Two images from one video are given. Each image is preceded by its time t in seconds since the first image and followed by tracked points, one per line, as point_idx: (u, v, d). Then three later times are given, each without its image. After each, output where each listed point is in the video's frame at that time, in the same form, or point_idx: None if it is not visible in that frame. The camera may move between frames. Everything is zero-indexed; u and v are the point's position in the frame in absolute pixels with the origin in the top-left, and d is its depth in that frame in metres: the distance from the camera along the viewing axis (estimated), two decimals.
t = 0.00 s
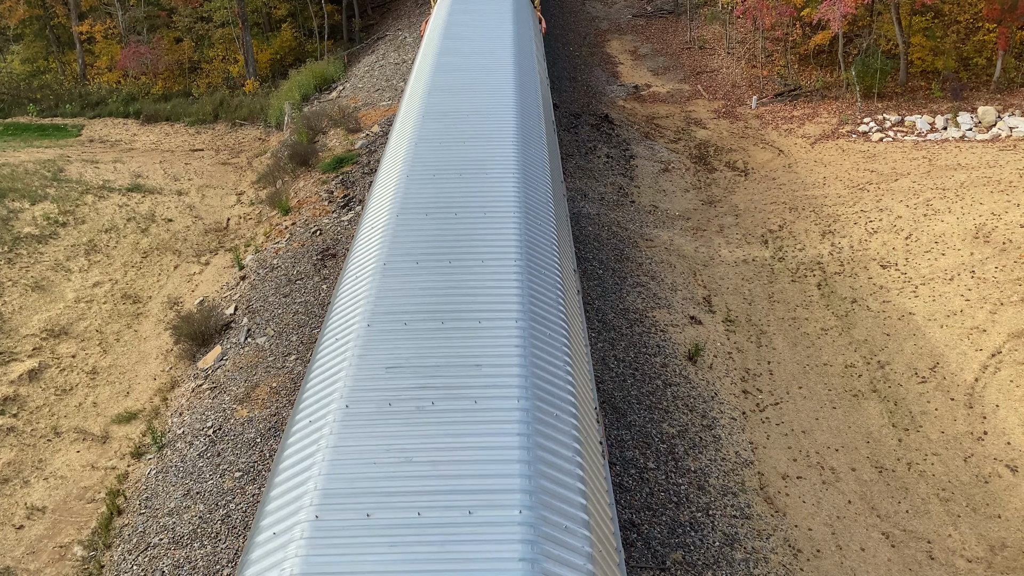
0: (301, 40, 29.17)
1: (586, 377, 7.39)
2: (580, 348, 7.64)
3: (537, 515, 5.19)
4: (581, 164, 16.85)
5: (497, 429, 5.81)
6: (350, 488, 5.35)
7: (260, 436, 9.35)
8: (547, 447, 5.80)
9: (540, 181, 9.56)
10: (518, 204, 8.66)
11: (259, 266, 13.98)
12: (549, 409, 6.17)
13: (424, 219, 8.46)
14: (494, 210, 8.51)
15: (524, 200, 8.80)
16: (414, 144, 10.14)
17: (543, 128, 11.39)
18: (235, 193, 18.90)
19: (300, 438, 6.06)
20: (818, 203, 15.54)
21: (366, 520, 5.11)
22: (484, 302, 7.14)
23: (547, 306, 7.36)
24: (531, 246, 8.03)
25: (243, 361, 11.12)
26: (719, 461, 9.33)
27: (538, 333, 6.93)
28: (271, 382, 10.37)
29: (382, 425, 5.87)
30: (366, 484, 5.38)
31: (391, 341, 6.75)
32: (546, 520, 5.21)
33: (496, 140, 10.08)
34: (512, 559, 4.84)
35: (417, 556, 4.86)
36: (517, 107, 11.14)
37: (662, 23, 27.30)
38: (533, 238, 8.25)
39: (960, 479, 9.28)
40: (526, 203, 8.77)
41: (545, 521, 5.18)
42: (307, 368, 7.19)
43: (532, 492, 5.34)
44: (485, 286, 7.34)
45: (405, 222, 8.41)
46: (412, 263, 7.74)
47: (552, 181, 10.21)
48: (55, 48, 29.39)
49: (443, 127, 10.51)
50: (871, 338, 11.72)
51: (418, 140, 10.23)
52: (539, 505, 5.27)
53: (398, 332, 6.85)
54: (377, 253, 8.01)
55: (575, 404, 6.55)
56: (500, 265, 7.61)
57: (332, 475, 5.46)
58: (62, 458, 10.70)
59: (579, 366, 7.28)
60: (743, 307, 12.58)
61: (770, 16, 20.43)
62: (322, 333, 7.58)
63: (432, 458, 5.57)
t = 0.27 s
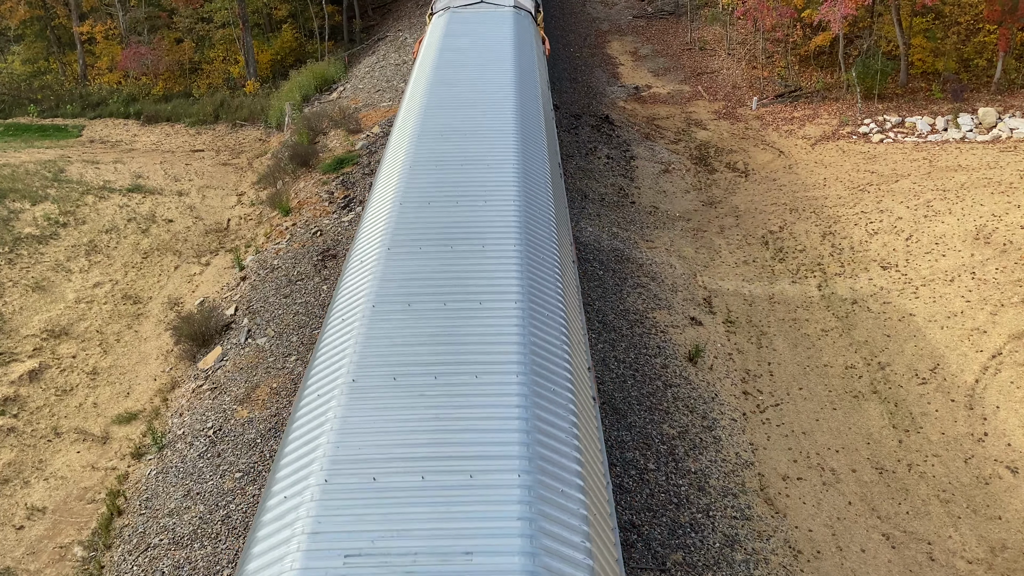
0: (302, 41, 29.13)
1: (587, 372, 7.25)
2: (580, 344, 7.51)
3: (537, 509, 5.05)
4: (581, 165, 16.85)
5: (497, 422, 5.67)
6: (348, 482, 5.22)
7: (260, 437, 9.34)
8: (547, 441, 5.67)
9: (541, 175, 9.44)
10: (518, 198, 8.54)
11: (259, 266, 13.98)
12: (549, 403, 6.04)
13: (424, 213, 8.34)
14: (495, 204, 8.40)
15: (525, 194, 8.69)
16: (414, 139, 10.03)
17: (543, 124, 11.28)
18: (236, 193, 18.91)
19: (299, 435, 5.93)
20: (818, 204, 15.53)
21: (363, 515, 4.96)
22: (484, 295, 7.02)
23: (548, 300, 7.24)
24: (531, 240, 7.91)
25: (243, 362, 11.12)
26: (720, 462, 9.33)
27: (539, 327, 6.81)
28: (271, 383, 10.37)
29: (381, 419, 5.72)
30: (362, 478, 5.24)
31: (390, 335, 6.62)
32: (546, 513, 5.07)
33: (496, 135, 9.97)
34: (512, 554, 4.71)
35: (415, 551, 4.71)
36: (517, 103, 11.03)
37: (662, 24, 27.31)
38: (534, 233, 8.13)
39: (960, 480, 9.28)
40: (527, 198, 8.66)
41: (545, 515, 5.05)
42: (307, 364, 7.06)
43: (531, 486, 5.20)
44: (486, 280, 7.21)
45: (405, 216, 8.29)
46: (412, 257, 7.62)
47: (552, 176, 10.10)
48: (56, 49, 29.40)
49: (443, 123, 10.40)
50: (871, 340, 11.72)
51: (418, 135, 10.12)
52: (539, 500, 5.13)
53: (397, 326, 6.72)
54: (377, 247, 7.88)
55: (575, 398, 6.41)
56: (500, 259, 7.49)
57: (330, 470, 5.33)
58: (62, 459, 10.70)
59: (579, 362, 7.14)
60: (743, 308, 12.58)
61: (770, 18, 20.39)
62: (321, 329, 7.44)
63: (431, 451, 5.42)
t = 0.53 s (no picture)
0: (303, 42, 29.14)
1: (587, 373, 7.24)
2: (581, 344, 7.51)
3: (538, 510, 5.05)
4: (582, 167, 16.86)
5: (497, 425, 5.67)
6: (349, 484, 5.21)
7: (260, 438, 9.35)
8: (549, 442, 5.67)
9: (541, 176, 9.45)
10: (518, 199, 8.55)
11: (260, 267, 13.99)
12: (550, 403, 6.04)
13: (425, 213, 8.35)
14: (495, 204, 8.41)
15: (525, 194, 8.70)
16: (415, 140, 10.05)
17: (544, 126, 11.29)
18: (236, 194, 18.92)
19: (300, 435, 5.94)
20: (819, 206, 15.54)
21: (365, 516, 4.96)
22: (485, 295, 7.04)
23: (548, 300, 7.25)
24: (531, 240, 7.92)
25: (244, 362, 11.12)
26: (720, 463, 9.32)
27: (540, 326, 6.81)
28: (272, 384, 10.38)
29: (382, 422, 5.71)
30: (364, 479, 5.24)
31: (392, 335, 6.62)
32: (547, 514, 5.07)
33: (497, 136, 9.98)
34: (513, 554, 4.71)
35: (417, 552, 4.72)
36: (518, 104, 11.04)
37: (663, 25, 27.33)
38: (534, 232, 8.13)
39: (960, 482, 9.28)
40: (527, 198, 8.68)
41: (547, 516, 5.05)
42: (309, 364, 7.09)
43: (532, 487, 5.19)
44: (486, 280, 7.22)
45: (407, 216, 8.31)
46: (413, 257, 7.63)
47: (553, 176, 10.11)
48: (57, 49, 29.44)
49: (445, 124, 10.42)
50: (872, 341, 11.72)
51: (420, 136, 10.15)
52: (540, 500, 5.13)
53: (398, 326, 6.74)
54: (378, 247, 7.90)
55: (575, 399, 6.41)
56: (501, 259, 7.50)
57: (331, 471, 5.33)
58: (62, 459, 10.70)
59: (580, 363, 7.13)
60: (743, 309, 12.57)
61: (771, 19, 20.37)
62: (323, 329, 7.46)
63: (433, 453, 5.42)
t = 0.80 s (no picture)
0: (303, 43, 29.14)
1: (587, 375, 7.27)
2: (580, 346, 7.54)
3: (537, 519, 5.06)
4: (582, 167, 16.87)
5: (497, 432, 5.67)
6: (348, 492, 5.21)
7: (260, 439, 9.35)
8: (548, 446, 5.70)
9: (542, 177, 9.47)
10: (518, 202, 8.54)
11: (260, 268, 13.99)
12: (550, 407, 6.07)
13: (426, 214, 8.39)
14: (496, 206, 8.45)
15: (525, 195, 8.73)
16: (416, 141, 10.07)
17: (545, 128, 11.29)
18: (237, 195, 18.92)
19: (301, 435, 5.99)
20: (820, 207, 15.54)
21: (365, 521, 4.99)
22: (485, 296, 7.07)
23: (548, 302, 7.28)
24: (531, 242, 7.95)
25: (244, 363, 11.11)
26: (721, 465, 9.31)
27: (539, 328, 6.84)
28: (272, 385, 10.37)
29: (381, 430, 5.71)
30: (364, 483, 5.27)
31: (393, 336, 6.67)
32: (546, 520, 5.10)
33: (498, 137, 9.99)
34: (513, 561, 4.72)
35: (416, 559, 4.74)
36: (519, 105, 11.05)
37: (664, 26, 27.34)
38: (535, 234, 8.17)
39: (961, 483, 9.27)
40: (527, 199, 8.71)
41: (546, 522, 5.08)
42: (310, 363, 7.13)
43: (532, 493, 5.20)
44: (486, 281, 7.25)
45: (407, 217, 8.34)
46: (414, 257, 7.67)
47: (553, 177, 10.13)
48: (58, 50, 29.43)
49: (446, 124, 10.43)
50: (873, 342, 11.72)
51: (421, 137, 10.16)
52: (540, 507, 5.15)
53: (399, 326, 6.78)
54: (379, 248, 7.93)
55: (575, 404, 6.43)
56: (501, 260, 7.54)
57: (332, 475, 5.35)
58: (63, 460, 10.71)
59: (580, 368, 7.13)
60: (744, 310, 12.57)
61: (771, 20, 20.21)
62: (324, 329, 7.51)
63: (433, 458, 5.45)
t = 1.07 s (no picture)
0: (305, 43, 29.16)
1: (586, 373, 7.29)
2: (580, 345, 7.56)
3: (537, 517, 5.08)
4: (583, 168, 16.87)
5: (498, 432, 5.68)
6: (349, 490, 5.23)
7: (261, 439, 9.35)
8: (548, 445, 5.72)
9: (542, 177, 9.50)
10: (518, 201, 8.56)
11: (261, 269, 13.99)
12: (550, 406, 6.09)
13: (427, 213, 8.43)
14: (497, 205, 8.50)
15: (525, 194, 8.75)
16: (418, 140, 10.10)
17: (547, 127, 11.30)
18: (238, 195, 18.93)
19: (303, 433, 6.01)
20: (821, 208, 15.53)
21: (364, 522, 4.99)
22: (487, 294, 7.11)
23: (548, 300, 7.33)
24: (532, 240, 8.00)
25: (245, 364, 11.11)
26: (721, 466, 9.31)
27: (540, 326, 6.89)
28: (273, 386, 10.37)
29: (382, 428, 5.73)
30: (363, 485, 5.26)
31: (396, 333, 6.69)
32: (545, 520, 5.10)
33: (499, 138, 10.03)
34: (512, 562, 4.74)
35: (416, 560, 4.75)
36: (520, 105, 11.03)
37: (664, 27, 27.34)
38: (535, 232, 8.21)
39: (962, 484, 9.27)
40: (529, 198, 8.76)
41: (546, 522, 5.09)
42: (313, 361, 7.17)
43: (532, 493, 5.22)
44: (487, 279, 7.29)
45: (408, 216, 8.38)
46: (415, 255, 7.70)
47: (554, 178, 10.15)
48: (59, 50, 29.44)
49: (447, 124, 10.46)
50: (873, 343, 11.71)
51: (422, 136, 10.19)
52: (539, 507, 5.16)
53: (400, 323, 6.81)
54: (381, 246, 7.96)
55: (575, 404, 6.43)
56: (502, 259, 7.58)
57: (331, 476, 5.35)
58: (63, 461, 10.70)
59: (579, 367, 7.16)
60: (745, 311, 12.57)
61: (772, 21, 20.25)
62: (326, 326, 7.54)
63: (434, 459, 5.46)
